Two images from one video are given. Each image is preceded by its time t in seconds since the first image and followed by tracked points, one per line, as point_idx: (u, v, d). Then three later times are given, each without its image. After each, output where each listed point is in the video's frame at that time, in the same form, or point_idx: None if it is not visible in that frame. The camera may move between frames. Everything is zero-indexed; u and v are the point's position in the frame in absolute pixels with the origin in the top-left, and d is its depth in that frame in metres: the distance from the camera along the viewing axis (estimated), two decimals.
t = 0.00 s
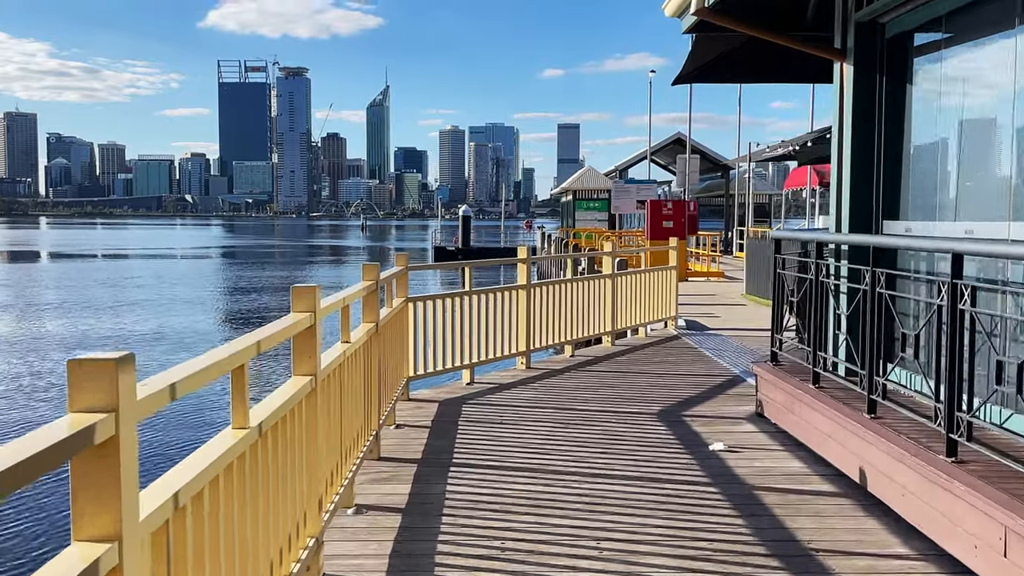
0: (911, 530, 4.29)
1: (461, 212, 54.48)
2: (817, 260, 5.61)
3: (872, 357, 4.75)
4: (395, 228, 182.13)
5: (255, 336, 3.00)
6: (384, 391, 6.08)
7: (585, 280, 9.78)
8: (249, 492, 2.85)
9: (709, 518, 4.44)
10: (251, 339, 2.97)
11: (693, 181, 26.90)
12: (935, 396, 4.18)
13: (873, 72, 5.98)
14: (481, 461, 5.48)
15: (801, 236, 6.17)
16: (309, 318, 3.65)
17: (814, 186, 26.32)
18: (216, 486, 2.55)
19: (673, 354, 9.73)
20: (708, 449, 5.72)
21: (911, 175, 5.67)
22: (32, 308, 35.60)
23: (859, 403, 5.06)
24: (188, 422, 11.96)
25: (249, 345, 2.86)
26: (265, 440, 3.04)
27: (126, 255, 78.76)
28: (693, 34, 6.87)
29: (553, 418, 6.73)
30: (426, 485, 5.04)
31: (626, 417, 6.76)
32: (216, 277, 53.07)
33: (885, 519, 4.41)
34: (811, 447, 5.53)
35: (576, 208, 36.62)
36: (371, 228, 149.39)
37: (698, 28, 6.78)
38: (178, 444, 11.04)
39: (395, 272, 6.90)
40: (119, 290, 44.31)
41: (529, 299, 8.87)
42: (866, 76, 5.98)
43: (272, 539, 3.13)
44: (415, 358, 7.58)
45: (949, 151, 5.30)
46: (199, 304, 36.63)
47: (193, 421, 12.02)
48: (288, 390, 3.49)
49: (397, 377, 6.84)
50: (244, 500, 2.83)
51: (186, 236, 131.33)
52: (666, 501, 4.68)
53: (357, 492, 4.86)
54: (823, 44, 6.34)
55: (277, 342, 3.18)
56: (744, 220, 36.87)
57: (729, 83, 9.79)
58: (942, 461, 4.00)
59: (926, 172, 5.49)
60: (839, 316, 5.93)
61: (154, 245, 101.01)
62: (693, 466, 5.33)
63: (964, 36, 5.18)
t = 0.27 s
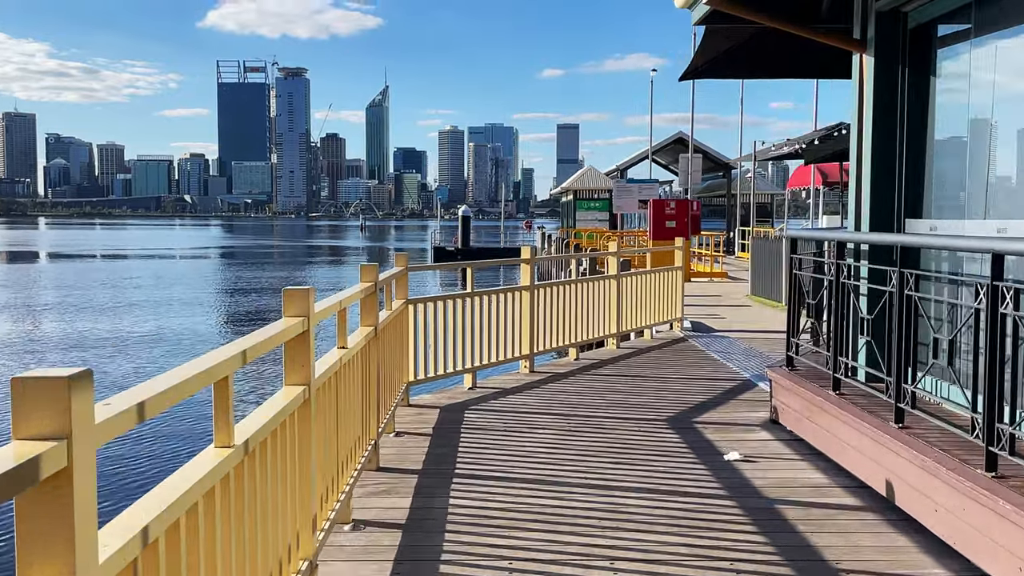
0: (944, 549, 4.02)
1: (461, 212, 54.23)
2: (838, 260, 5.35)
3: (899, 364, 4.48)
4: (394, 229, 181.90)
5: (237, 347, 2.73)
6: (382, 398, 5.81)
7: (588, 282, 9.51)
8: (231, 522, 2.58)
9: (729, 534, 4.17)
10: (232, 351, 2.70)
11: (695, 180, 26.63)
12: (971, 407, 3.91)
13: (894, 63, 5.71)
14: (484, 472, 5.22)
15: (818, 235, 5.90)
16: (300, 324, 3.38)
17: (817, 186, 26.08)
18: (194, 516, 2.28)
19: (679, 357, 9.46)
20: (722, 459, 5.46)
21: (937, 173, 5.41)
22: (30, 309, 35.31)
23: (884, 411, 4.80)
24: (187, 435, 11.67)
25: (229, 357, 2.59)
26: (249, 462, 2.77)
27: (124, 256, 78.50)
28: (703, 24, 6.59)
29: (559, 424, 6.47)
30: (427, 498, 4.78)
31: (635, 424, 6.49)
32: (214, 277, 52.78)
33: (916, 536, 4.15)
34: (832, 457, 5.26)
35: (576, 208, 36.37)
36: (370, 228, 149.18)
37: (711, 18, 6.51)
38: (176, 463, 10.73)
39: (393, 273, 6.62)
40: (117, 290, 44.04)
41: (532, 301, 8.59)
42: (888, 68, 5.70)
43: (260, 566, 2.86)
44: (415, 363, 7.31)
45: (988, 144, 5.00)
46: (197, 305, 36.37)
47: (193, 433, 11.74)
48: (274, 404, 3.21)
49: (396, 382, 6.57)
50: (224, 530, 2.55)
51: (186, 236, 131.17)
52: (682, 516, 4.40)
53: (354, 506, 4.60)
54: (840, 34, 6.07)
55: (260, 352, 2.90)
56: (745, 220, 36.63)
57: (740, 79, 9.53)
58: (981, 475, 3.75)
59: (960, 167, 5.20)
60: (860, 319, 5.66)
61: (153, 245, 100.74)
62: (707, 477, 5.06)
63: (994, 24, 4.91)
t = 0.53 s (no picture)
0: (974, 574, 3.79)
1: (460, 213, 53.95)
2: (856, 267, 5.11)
3: (922, 376, 4.24)
4: (393, 229, 181.65)
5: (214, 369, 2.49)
6: (379, 409, 5.57)
7: (591, 285, 9.28)
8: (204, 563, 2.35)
9: (747, 559, 3.93)
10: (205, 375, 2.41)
11: (697, 180, 26.39)
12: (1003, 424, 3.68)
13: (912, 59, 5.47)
14: (486, 487, 4.99)
15: (833, 239, 5.67)
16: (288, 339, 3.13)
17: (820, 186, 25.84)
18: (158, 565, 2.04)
19: (685, 362, 9.22)
20: (735, 473, 5.23)
21: (957, 175, 5.17)
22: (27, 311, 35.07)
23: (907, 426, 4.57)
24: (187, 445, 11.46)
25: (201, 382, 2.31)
26: (223, 497, 2.49)
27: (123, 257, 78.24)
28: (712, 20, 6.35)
29: (563, 435, 6.24)
30: (427, 516, 4.55)
31: (642, 434, 6.26)
32: (212, 278, 52.52)
33: (943, 559, 3.93)
34: (851, 473, 5.02)
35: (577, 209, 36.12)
36: (369, 229, 148.92)
37: (721, 13, 6.27)
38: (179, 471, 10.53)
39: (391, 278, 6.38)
40: (116, 292, 43.79)
41: (534, 306, 8.36)
42: (905, 65, 5.46)
43: None
44: (414, 372, 7.07)
45: (1013, 143, 4.75)
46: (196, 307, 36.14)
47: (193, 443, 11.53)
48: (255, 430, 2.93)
49: (394, 391, 6.33)
50: (190, 573, 2.29)
51: (185, 237, 130.90)
52: (696, 538, 4.17)
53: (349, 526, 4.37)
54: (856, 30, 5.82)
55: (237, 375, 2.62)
56: (747, 220, 36.41)
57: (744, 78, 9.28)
58: (1015, 497, 3.51)
59: (980, 167, 4.93)
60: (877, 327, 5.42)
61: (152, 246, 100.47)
62: (720, 493, 4.83)
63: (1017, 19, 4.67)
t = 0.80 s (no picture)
0: None
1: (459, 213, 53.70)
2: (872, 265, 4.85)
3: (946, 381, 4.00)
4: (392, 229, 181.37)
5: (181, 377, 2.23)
6: (372, 415, 5.32)
7: (593, 285, 9.03)
8: None
9: None
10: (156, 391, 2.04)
11: (698, 180, 26.14)
12: None
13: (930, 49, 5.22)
14: (484, 497, 4.74)
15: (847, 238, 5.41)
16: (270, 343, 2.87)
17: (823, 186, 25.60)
18: None
19: (689, 365, 8.97)
20: (746, 483, 4.98)
21: (979, 170, 4.91)
22: (23, 312, 34.77)
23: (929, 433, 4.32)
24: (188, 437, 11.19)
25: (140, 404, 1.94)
26: (191, 520, 2.23)
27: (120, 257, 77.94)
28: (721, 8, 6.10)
29: (564, 441, 5.99)
30: (421, 529, 4.30)
31: (646, 440, 6.01)
32: (210, 279, 52.23)
33: None
34: (869, 483, 4.76)
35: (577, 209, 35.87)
36: (368, 230, 148.63)
37: (730, 1, 6.03)
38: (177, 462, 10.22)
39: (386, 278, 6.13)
40: (113, 292, 43.51)
41: (534, 306, 8.11)
42: (923, 54, 5.21)
43: None
44: (410, 375, 6.82)
45: None
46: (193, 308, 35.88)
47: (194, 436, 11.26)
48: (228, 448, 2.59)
49: (388, 397, 6.07)
50: None
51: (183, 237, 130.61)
52: (709, 555, 3.91)
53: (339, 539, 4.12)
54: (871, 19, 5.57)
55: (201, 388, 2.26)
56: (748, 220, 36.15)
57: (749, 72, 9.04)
58: None
59: (1004, 161, 4.68)
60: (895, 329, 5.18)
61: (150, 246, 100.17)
62: (730, 504, 4.59)
63: None
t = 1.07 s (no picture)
0: None
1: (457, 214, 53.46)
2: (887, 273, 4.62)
3: (973, 399, 3.75)
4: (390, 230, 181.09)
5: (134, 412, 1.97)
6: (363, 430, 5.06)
7: (593, 290, 8.78)
8: None
9: None
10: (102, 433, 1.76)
11: (699, 181, 25.90)
12: None
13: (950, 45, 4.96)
14: (481, 519, 4.50)
15: (858, 244, 5.18)
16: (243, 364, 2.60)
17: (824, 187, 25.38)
18: None
19: (692, 372, 8.73)
20: (757, 503, 4.73)
21: (1003, 174, 4.66)
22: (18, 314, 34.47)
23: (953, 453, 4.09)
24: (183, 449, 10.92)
25: (82, 449, 1.66)
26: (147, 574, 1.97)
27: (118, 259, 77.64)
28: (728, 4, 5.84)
29: (564, 456, 5.74)
30: (414, 554, 4.06)
31: (650, 454, 5.77)
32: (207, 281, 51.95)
33: None
34: (887, 503, 4.53)
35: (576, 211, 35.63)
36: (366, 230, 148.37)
37: None
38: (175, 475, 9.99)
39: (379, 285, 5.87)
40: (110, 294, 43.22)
41: (533, 313, 7.86)
42: (942, 50, 4.95)
43: None
44: (404, 385, 6.57)
45: None
46: (190, 310, 35.59)
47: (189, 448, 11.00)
48: (192, 485, 2.33)
49: (380, 410, 5.83)
50: None
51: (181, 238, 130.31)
52: None
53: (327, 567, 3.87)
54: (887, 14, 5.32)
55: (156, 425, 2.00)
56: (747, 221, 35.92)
57: (752, 72, 8.79)
58: None
59: None
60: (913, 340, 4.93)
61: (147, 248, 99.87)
62: (741, 527, 4.35)
63: None
